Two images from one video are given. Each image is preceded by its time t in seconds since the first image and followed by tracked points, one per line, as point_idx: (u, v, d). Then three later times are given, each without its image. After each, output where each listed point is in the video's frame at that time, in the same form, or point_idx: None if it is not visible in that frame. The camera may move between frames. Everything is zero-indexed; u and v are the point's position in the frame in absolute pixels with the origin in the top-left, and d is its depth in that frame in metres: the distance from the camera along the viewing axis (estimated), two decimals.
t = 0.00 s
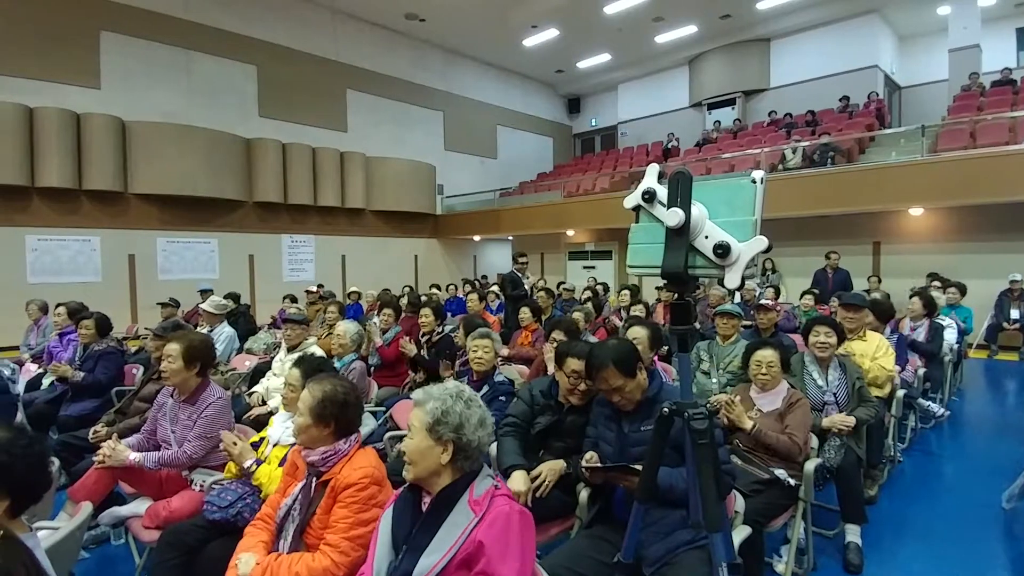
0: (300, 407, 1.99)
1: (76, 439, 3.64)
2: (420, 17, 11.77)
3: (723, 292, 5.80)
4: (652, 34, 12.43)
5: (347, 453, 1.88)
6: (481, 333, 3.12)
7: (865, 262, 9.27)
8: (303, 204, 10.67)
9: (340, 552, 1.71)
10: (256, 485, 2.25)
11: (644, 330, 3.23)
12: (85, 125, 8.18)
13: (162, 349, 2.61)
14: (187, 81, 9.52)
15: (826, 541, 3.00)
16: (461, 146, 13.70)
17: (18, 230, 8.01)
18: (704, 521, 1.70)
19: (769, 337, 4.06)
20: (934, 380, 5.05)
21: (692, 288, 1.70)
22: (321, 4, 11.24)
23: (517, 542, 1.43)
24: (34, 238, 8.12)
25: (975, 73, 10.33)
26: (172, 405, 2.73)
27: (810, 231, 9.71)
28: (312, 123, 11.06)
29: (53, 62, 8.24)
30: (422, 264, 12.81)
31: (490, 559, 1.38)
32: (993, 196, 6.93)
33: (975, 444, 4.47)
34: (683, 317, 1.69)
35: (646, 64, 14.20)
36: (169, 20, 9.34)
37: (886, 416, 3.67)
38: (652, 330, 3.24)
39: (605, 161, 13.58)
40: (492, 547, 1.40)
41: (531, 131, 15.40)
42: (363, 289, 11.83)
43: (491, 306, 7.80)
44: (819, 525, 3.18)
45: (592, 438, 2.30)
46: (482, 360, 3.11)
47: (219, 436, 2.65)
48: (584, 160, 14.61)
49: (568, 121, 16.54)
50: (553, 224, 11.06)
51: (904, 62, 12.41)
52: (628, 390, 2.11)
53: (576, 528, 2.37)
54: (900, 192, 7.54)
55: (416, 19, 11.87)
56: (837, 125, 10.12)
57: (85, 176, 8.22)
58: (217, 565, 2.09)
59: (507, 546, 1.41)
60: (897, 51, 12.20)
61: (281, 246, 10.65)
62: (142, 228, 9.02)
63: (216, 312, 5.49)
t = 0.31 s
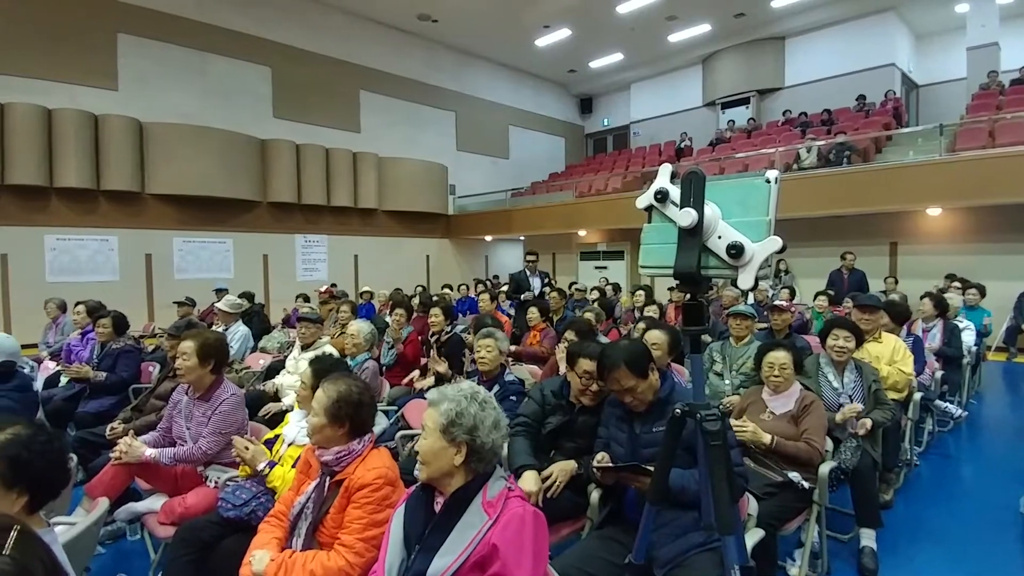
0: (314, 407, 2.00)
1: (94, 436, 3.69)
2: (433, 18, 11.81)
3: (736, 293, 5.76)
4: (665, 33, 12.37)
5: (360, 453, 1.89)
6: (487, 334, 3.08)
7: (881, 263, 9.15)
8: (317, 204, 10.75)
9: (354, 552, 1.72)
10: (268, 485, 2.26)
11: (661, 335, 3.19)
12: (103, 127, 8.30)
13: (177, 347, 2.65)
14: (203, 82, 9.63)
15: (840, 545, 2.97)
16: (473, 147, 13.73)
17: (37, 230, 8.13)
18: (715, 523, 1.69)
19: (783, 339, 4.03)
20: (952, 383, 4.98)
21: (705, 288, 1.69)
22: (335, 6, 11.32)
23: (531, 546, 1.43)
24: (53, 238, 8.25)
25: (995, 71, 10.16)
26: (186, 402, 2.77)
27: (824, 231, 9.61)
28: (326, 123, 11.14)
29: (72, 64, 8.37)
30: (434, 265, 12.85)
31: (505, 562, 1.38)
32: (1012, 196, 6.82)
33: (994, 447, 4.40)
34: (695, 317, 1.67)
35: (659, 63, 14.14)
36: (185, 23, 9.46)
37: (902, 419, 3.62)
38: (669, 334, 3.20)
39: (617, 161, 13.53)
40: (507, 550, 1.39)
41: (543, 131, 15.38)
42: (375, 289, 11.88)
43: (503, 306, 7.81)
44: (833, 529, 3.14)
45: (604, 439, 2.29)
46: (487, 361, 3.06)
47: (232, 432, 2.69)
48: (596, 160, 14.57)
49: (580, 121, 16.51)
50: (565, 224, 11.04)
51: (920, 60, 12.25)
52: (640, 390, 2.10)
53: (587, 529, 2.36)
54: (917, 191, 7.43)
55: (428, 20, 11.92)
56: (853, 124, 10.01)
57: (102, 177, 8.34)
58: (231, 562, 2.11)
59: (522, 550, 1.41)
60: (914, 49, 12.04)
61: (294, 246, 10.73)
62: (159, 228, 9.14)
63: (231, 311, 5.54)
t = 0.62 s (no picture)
0: (331, 405, 2.03)
1: (120, 431, 3.77)
2: (453, 19, 11.87)
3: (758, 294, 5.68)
4: (686, 32, 12.27)
5: (377, 449, 1.91)
6: (492, 336, 3.09)
7: (908, 265, 8.96)
8: (338, 204, 10.86)
9: (367, 543, 1.75)
10: (293, 478, 2.31)
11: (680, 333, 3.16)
12: (131, 128, 8.50)
13: (198, 343, 2.71)
14: (227, 85, 9.80)
15: (863, 551, 2.91)
16: (493, 147, 13.75)
17: (67, 229, 8.35)
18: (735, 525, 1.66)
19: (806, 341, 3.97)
20: (978, 387, 4.87)
21: (726, 289, 1.67)
22: (356, 8, 11.44)
23: (541, 541, 1.42)
24: (82, 237, 8.46)
25: None
26: (208, 398, 2.82)
27: (849, 232, 9.44)
28: (347, 124, 11.25)
29: (102, 67, 8.58)
30: (453, 265, 12.90)
31: (514, 555, 1.38)
32: None
33: None
34: (716, 318, 1.65)
35: (680, 62, 14.02)
36: (211, 26, 9.64)
37: (929, 424, 3.54)
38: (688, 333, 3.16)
39: (637, 161, 13.44)
40: (516, 544, 1.39)
41: (562, 131, 15.35)
42: (395, 289, 11.96)
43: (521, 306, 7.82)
44: (856, 535, 3.08)
45: (622, 441, 2.28)
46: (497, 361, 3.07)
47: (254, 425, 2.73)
48: (616, 160, 14.50)
49: (600, 121, 16.43)
50: (584, 224, 10.99)
51: (950, 57, 11.96)
52: (659, 392, 2.08)
53: (605, 531, 2.35)
54: (946, 192, 7.26)
55: (449, 22, 11.98)
56: (880, 123, 9.81)
57: (130, 177, 8.54)
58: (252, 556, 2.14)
59: (531, 544, 1.40)
60: (943, 46, 11.76)
61: (315, 246, 10.85)
62: (185, 228, 9.32)
63: (254, 309, 5.63)
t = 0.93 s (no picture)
0: (355, 402, 2.07)
1: (155, 425, 3.88)
2: (479, 20, 11.93)
3: (787, 296, 5.58)
4: (714, 29, 12.11)
5: (399, 445, 1.93)
6: (501, 339, 3.04)
7: (945, 267, 8.69)
8: (365, 205, 10.99)
9: (389, 536, 1.77)
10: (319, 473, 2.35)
11: (695, 334, 3.13)
12: (167, 131, 8.75)
13: (229, 338, 2.79)
14: (259, 87, 10.01)
15: (896, 561, 2.84)
16: (518, 147, 13.77)
17: (105, 229, 8.62)
18: (762, 529, 1.64)
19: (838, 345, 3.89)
20: (1018, 394, 4.70)
21: (754, 291, 1.65)
22: (384, 11, 11.57)
23: (556, 536, 1.42)
24: (119, 237, 8.73)
25: None
26: (238, 393, 2.88)
27: (883, 233, 9.20)
28: (375, 126, 11.39)
29: (139, 71, 8.83)
30: (478, 265, 12.94)
31: (528, 549, 1.38)
32: None
33: None
34: (744, 320, 1.62)
35: (709, 60, 13.84)
36: (243, 31, 9.86)
37: (965, 431, 3.43)
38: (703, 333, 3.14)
39: (664, 161, 13.31)
40: (530, 538, 1.40)
41: (589, 131, 15.29)
42: (420, 288, 12.05)
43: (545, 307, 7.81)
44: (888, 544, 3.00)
45: (646, 442, 2.26)
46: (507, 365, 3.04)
47: (281, 419, 2.79)
48: (642, 160, 14.37)
49: (627, 121, 16.31)
50: (610, 224, 10.92)
51: (990, 52, 11.59)
52: (685, 394, 2.06)
53: (629, 534, 2.33)
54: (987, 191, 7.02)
55: (475, 23, 12.04)
56: (916, 121, 9.53)
57: (166, 178, 8.79)
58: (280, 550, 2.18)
59: (545, 539, 1.40)
60: (984, 41, 11.39)
61: (343, 246, 10.99)
62: (218, 229, 9.55)
63: (285, 308, 5.73)
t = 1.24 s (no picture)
0: (390, 398, 2.10)
1: (200, 417, 4.02)
2: (516, 21, 11.95)
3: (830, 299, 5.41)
4: (757, 25, 11.84)
5: (432, 441, 1.94)
6: (516, 341, 3.02)
7: (1000, 270, 8.30)
8: (402, 205, 11.14)
9: (423, 531, 1.79)
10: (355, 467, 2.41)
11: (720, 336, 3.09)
12: (215, 134, 9.06)
13: (276, 335, 2.87)
14: (301, 91, 10.25)
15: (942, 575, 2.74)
16: (554, 148, 13.74)
17: (155, 228, 8.96)
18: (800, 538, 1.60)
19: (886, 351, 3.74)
20: None
21: (795, 294, 1.61)
22: (423, 13, 11.70)
23: (587, 536, 1.42)
24: (169, 236, 9.07)
25: None
26: (281, 387, 2.97)
27: (933, 235, 8.85)
28: (413, 128, 11.53)
29: (188, 76, 9.16)
30: (512, 265, 12.97)
31: (560, 550, 1.38)
32: None
33: None
34: (784, 323, 1.58)
35: (750, 57, 13.54)
36: (286, 36, 10.11)
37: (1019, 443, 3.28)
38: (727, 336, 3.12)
39: (702, 160, 13.08)
40: (562, 538, 1.39)
41: (626, 131, 15.15)
42: (455, 288, 12.15)
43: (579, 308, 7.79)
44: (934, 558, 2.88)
45: (681, 447, 2.23)
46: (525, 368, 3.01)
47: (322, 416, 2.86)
48: (679, 160, 14.16)
49: (664, 120, 16.09)
50: (646, 225, 10.79)
51: None
52: (722, 398, 2.03)
53: (663, 538, 2.30)
54: None
55: (512, 24, 12.07)
56: (971, 118, 9.13)
57: (213, 179, 9.11)
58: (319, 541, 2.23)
59: (578, 539, 1.40)
60: None
61: (380, 245, 11.15)
62: (261, 228, 9.82)
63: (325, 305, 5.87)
